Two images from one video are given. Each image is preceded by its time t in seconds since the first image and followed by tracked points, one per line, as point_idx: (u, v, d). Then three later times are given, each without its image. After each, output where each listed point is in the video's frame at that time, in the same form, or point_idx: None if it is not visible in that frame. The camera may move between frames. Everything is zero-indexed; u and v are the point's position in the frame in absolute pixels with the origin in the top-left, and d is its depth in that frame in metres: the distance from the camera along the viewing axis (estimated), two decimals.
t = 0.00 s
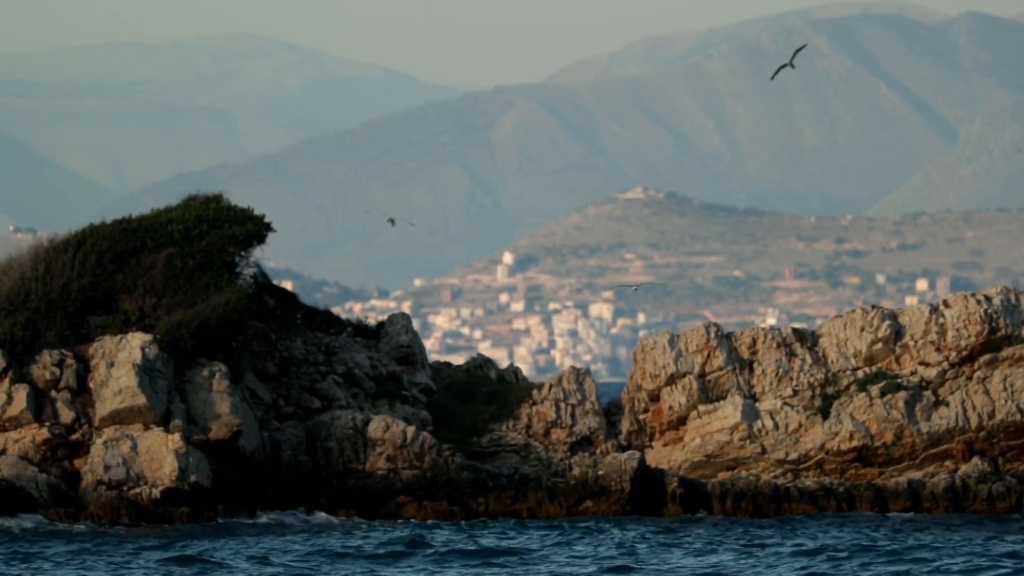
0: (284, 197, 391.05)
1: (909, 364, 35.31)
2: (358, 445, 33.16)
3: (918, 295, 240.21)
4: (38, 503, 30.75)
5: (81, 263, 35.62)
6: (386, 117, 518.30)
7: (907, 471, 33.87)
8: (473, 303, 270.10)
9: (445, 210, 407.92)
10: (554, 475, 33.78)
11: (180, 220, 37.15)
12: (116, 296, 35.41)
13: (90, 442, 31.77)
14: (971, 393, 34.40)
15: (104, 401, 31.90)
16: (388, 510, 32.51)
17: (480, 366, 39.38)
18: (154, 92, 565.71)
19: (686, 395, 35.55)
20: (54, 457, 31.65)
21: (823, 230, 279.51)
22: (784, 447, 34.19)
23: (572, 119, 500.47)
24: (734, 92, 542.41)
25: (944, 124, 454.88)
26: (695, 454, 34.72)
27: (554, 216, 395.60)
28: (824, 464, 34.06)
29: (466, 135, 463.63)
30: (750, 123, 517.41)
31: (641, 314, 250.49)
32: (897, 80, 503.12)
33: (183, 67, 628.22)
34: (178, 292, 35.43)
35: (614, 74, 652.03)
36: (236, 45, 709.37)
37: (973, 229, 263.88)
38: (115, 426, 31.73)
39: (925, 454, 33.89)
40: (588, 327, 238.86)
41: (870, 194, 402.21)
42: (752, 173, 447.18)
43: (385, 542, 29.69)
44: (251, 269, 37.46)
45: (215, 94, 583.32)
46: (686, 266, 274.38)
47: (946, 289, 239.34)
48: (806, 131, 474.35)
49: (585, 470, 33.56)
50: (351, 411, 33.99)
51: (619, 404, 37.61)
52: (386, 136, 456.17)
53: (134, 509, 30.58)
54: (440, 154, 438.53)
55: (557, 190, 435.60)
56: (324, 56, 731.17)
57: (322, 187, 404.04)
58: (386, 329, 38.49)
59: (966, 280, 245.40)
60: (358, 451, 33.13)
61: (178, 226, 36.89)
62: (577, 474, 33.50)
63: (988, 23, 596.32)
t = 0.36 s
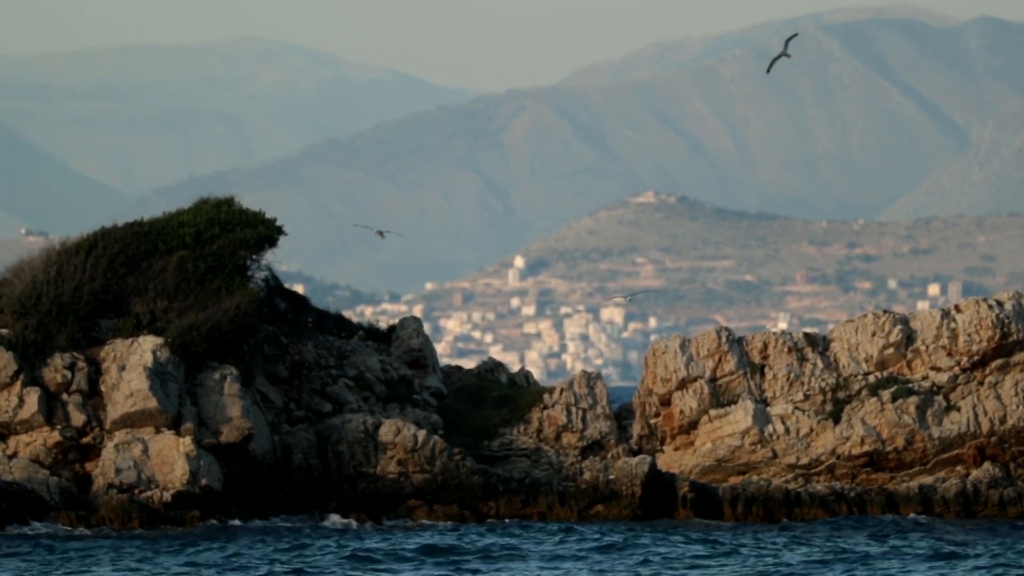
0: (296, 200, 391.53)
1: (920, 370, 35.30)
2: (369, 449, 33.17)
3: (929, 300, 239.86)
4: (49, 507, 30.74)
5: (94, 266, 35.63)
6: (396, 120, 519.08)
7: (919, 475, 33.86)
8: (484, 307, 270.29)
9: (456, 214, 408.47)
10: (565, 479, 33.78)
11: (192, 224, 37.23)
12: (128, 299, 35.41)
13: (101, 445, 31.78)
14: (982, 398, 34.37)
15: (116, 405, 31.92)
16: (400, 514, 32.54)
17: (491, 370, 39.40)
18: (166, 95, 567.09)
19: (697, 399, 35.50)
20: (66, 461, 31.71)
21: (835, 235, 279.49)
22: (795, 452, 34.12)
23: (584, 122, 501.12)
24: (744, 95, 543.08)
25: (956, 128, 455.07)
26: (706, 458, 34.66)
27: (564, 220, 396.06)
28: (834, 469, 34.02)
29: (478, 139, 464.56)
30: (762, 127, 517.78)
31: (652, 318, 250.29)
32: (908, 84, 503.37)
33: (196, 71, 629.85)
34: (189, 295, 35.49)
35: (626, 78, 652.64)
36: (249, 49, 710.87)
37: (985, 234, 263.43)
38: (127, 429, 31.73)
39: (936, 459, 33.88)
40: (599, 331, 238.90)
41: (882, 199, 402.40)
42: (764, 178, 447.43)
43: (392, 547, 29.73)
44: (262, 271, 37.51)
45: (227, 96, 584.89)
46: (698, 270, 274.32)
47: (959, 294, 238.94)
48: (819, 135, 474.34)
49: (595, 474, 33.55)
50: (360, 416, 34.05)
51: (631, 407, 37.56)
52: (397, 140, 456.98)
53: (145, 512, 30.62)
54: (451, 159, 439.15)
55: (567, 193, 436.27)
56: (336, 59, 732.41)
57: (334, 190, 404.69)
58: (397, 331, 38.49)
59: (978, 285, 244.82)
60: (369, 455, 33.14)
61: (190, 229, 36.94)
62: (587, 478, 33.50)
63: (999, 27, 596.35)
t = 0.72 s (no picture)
0: (305, 204, 392.06)
1: (928, 374, 35.27)
2: (377, 453, 33.19)
3: (937, 305, 239.73)
4: (56, 511, 30.70)
5: (101, 270, 35.61)
6: (405, 124, 519.65)
7: (927, 481, 33.81)
8: (492, 312, 270.29)
9: (464, 218, 408.93)
10: (572, 484, 33.81)
11: (199, 228, 37.26)
12: (135, 304, 35.46)
13: (109, 449, 31.82)
14: (989, 403, 34.36)
15: (122, 408, 31.97)
16: (408, 517, 32.52)
17: (499, 375, 39.36)
18: (175, 98, 568.47)
19: (704, 404, 35.47)
20: (74, 465, 31.68)
21: (843, 239, 279.50)
22: (803, 457, 34.11)
23: (592, 127, 501.61)
24: (752, 100, 543.57)
25: (965, 132, 455.21)
26: (714, 463, 34.68)
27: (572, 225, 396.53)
28: (843, 474, 33.98)
29: (486, 143, 465.20)
30: (770, 131, 518.39)
31: (660, 323, 250.40)
32: (917, 90, 503.71)
33: (203, 75, 631.09)
34: (196, 298, 35.51)
35: (634, 83, 652.89)
36: (257, 52, 711.91)
37: (993, 238, 263.22)
38: (134, 433, 31.77)
39: (944, 464, 33.86)
40: (607, 336, 238.84)
41: (890, 203, 402.55)
42: (772, 184, 447.69)
43: (399, 549, 29.82)
44: (271, 276, 37.55)
45: (236, 100, 586.09)
46: (705, 275, 274.22)
47: (966, 299, 238.78)
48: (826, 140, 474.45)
49: (603, 479, 33.57)
50: (368, 420, 34.05)
51: (638, 412, 37.57)
52: (406, 144, 457.59)
53: (152, 515, 30.56)
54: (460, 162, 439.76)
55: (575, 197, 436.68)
56: (345, 64, 733.50)
57: (342, 195, 405.08)
58: (404, 336, 38.51)
59: (986, 290, 244.64)
60: (377, 459, 33.13)
61: (198, 232, 36.98)
62: (595, 483, 33.50)
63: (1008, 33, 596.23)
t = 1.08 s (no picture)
0: (317, 211, 392.59)
1: (941, 382, 35.23)
2: (389, 460, 33.29)
3: (950, 313, 239.17)
4: (69, 517, 30.63)
5: (114, 275, 35.65)
6: (416, 132, 519.73)
7: (939, 490, 33.68)
8: (504, 319, 270.22)
9: (476, 225, 409.27)
10: (584, 493, 33.87)
11: (211, 235, 37.45)
12: (149, 310, 35.43)
13: (121, 456, 31.85)
14: (1003, 410, 34.33)
15: (135, 415, 31.97)
16: (420, 524, 32.47)
17: (512, 383, 39.36)
18: (188, 106, 569.34)
19: (717, 412, 35.42)
20: (86, 472, 31.66)
21: (856, 247, 279.25)
22: (816, 465, 34.02)
23: (605, 134, 501.13)
24: (764, 107, 543.24)
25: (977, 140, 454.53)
26: (725, 470, 34.67)
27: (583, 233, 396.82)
28: (855, 482, 33.92)
29: (498, 151, 465.43)
30: (783, 138, 518.00)
31: (671, 330, 250.40)
32: (930, 98, 503.09)
33: (215, 82, 632.03)
34: (210, 304, 35.55)
35: (647, 91, 653.01)
36: (270, 59, 712.11)
37: (1005, 246, 262.68)
38: (147, 440, 31.81)
39: (955, 472, 33.78)
40: (619, 344, 238.69)
41: (904, 211, 402.18)
42: (784, 192, 447.52)
43: (408, 556, 29.86)
44: (282, 283, 37.67)
45: (248, 107, 586.68)
46: (717, 283, 273.97)
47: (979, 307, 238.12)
48: (839, 147, 473.99)
49: (616, 486, 33.58)
50: (381, 427, 34.11)
51: (650, 420, 37.52)
52: (417, 152, 458.02)
53: (165, 524, 30.52)
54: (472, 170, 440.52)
55: (586, 204, 437.19)
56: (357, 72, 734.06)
57: (353, 203, 405.32)
58: (417, 342, 38.53)
59: (998, 297, 244.05)
60: (389, 467, 33.20)
61: (209, 242, 37.18)
62: (607, 490, 33.55)
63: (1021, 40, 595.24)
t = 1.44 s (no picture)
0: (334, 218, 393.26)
1: (957, 390, 35.21)
2: (405, 467, 33.28)
3: (967, 319, 238.92)
4: (88, 524, 30.59)
5: (132, 283, 35.73)
6: (433, 138, 520.61)
7: (956, 497, 33.62)
8: (521, 326, 270.16)
9: (493, 232, 409.95)
10: (602, 499, 33.83)
11: (229, 241, 37.48)
12: (165, 318, 35.48)
13: (138, 462, 31.86)
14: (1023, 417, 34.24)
15: (154, 420, 32.00)
16: (436, 532, 32.52)
17: (528, 389, 39.31)
18: (205, 111, 570.75)
19: (734, 418, 35.36)
20: (104, 478, 31.65)
21: (873, 254, 279.12)
22: (833, 471, 33.99)
23: (620, 139, 501.50)
24: (781, 113, 543.93)
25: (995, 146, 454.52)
26: (744, 477, 34.61)
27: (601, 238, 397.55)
28: (873, 489, 33.86)
29: (516, 157, 466.07)
30: (799, 143, 518.74)
31: (688, 338, 250.41)
32: (947, 104, 503.47)
33: (233, 88, 633.47)
34: (227, 312, 35.56)
35: (664, 96, 653.93)
36: (286, 64, 713.88)
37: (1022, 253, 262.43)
38: (165, 447, 31.82)
39: (973, 480, 33.72)
40: (636, 350, 238.58)
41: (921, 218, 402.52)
42: (801, 198, 448.11)
43: (422, 561, 29.85)
44: (300, 288, 37.80)
45: (265, 113, 587.88)
46: (734, 289, 273.70)
47: (996, 314, 237.91)
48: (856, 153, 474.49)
49: (631, 493, 33.59)
50: (398, 434, 34.15)
51: (666, 427, 37.51)
52: (434, 159, 458.72)
53: (181, 530, 30.49)
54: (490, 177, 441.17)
55: (603, 211, 437.57)
56: (375, 78, 735.40)
57: (370, 209, 405.75)
58: (434, 349, 38.53)
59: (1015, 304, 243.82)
60: (406, 473, 33.21)
61: (227, 247, 37.20)
62: (624, 496, 33.53)
63: None
